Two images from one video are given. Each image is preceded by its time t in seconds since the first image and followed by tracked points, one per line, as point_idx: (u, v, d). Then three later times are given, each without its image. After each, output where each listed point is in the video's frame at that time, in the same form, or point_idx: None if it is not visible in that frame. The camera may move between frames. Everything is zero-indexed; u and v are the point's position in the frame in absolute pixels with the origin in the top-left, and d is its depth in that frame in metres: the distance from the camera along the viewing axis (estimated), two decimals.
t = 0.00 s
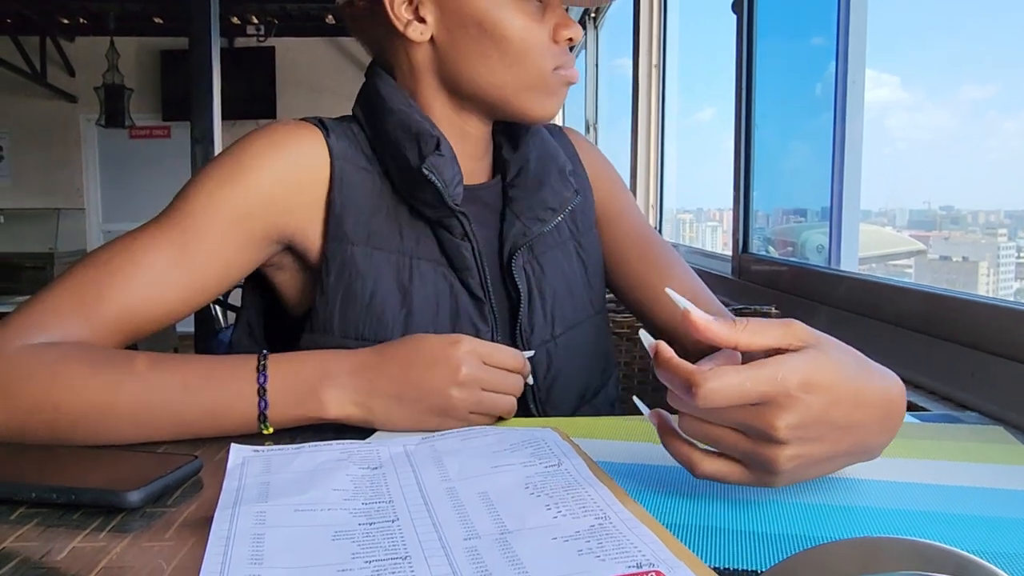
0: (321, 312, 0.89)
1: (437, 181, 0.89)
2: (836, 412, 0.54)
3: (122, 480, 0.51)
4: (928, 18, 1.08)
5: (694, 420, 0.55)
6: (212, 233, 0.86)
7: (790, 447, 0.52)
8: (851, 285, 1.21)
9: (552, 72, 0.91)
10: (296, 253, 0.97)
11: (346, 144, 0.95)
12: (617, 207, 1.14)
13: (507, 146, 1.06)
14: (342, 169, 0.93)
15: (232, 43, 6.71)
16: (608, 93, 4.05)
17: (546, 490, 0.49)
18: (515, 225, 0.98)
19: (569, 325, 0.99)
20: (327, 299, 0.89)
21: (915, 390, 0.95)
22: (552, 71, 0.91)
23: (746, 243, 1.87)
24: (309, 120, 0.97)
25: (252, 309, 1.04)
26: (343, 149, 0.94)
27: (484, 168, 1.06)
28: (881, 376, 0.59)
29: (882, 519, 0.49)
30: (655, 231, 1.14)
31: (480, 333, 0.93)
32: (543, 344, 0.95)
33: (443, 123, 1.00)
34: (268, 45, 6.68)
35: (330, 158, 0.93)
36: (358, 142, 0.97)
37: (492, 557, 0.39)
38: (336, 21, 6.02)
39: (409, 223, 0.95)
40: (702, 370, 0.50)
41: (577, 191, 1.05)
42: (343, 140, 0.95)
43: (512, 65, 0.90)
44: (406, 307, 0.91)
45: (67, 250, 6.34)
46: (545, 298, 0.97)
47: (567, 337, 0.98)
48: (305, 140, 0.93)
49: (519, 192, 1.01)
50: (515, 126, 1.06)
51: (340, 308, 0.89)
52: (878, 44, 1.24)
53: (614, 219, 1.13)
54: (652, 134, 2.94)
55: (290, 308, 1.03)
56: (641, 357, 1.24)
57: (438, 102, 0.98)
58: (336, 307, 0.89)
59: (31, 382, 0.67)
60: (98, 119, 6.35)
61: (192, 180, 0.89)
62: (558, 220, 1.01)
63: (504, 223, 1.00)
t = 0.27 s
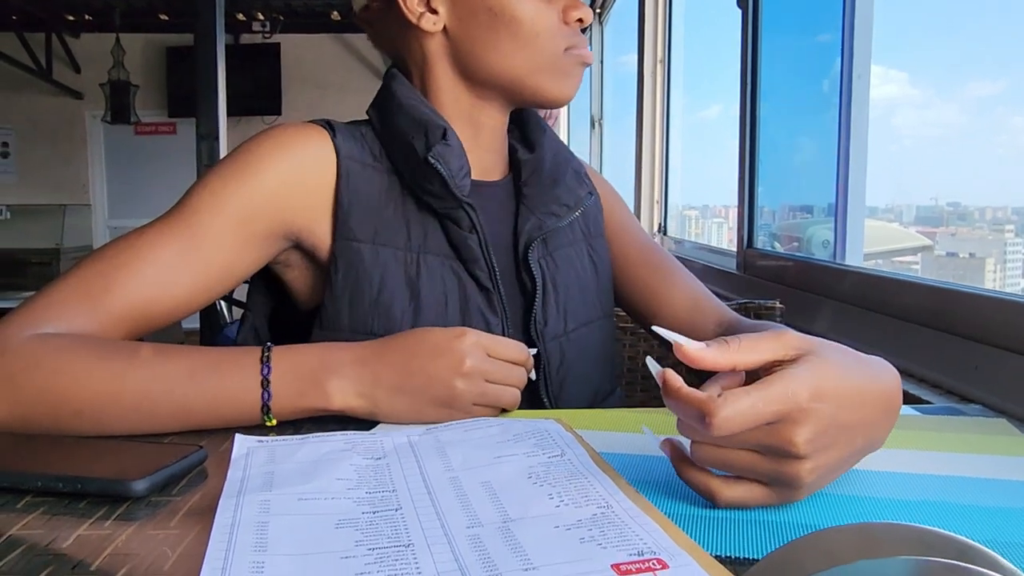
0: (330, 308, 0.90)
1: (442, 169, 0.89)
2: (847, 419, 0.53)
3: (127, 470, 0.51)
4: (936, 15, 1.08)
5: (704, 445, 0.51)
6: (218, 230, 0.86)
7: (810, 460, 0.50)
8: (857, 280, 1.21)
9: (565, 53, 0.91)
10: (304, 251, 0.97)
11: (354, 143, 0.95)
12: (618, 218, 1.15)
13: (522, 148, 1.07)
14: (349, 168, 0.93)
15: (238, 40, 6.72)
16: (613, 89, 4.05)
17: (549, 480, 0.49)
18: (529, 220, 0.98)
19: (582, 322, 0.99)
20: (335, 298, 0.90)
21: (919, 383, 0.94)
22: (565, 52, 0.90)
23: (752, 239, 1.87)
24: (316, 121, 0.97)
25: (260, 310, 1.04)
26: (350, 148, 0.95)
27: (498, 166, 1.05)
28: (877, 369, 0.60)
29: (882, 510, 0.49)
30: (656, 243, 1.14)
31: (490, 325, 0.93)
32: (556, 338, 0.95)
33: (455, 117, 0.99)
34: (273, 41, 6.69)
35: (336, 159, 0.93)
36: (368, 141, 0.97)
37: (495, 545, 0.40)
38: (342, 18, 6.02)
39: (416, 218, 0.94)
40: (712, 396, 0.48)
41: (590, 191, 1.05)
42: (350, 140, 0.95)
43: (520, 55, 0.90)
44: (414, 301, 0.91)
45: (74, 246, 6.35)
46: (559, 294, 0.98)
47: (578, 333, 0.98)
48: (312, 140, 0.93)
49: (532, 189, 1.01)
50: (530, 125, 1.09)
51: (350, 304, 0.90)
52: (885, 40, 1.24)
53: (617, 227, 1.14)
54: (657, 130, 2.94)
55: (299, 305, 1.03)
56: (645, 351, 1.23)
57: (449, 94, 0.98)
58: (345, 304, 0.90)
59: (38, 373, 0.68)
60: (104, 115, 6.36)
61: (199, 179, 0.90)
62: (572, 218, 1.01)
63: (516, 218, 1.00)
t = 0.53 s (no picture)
0: (332, 310, 0.90)
1: (447, 173, 0.89)
2: (871, 427, 0.52)
3: (128, 466, 0.51)
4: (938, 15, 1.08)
5: (728, 455, 0.49)
6: (220, 229, 0.86)
7: (832, 473, 0.48)
8: (860, 280, 1.20)
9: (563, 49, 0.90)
10: (307, 251, 0.97)
11: (357, 144, 0.95)
12: (626, 215, 1.14)
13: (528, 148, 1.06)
14: (352, 170, 0.93)
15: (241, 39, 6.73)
16: (616, 89, 4.05)
17: (551, 478, 0.49)
18: (534, 220, 0.98)
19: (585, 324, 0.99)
20: (337, 298, 0.90)
21: (925, 383, 0.94)
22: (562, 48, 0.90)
23: (755, 239, 1.87)
24: (320, 121, 0.97)
25: (264, 309, 1.04)
26: (353, 148, 0.94)
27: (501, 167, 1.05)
28: (888, 370, 0.59)
29: (888, 510, 0.49)
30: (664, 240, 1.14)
31: (490, 327, 0.92)
32: (558, 340, 0.95)
33: (459, 117, 0.99)
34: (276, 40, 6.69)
35: (337, 158, 0.93)
36: (371, 142, 0.97)
37: (497, 543, 0.39)
38: (345, 17, 6.02)
39: (419, 218, 0.94)
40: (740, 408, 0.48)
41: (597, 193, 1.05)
42: (353, 141, 0.95)
43: (519, 52, 0.90)
44: (416, 302, 0.91)
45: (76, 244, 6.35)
46: (562, 296, 0.97)
47: (580, 334, 0.98)
48: (314, 141, 0.93)
49: (538, 190, 1.00)
50: (537, 126, 1.08)
51: (351, 306, 0.90)
52: (888, 40, 1.24)
53: (624, 225, 1.13)
54: (660, 130, 2.94)
55: (302, 304, 1.03)
56: (649, 350, 1.23)
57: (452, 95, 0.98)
58: (347, 305, 0.90)
59: (39, 369, 0.68)
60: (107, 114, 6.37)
61: (202, 179, 0.89)
62: (576, 219, 1.01)
63: (521, 218, 1.00)
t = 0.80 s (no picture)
0: (326, 310, 0.90)
1: (437, 172, 0.89)
2: (876, 437, 0.52)
3: (127, 464, 0.51)
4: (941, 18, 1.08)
5: (732, 464, 0.48)
6: (217, 226, 0.86)
7: (837, 481, 0.48)
8: (861, 281, 1.20)
9: (548, 46, 0.87)
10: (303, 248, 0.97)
11: (353, 142, 0.95)
12: (627, 216, 1.14)
13: (528, 149, 1.06)
14: (346, 168, 0.93)
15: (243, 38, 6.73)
16: (618, 90, 4.05)
17: (550, 477, 0.49)
18: (533, 221, 0.98)
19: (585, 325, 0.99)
20: (331, 298, 0.90)
21: (924, 385, 0.94)
22: (548, 45, 0.87)
23: (756, 240, 1.87)
24: (318, 119, 0.97)
25: (263, 306, 1.04)
26: (349, 147, 0.94)
27: (500, 166, 1.05)
28: (890, 376, 0.59)
29: (887, 512, 0.49)
30: (665, 241, 1.14)
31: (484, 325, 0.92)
32: (557, 341, 0.95)
33: (457, 120, 1.00)
34: (279, 40, 6.69)
35: (332, 156, 0.93)
36: (368, 141, 0.97)
37: (495, 541, 0.39)
38: (347, 16, 6.02)
39: (415, 216, 0.94)
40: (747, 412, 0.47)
41: (597, 194, 1.04)
42: (349, 139, 0.95)
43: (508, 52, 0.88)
44: (409, 301, 0.91)
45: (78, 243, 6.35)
46: (561, 296, 0.97)
47: (580, 336, 0.98)
48: (311, 140, 0.93)
49: (538, 190, 1.00)
50: (538, 127, 1.09)
51: (345, 303, 0.90)
52: (890, 43, 1.23)
53: (626, 226, 1.13)
54: (662, 130, 2.94)
55: (300, 302, 1.03)
56: (648, 351, 1.23)
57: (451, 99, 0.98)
58: (341, 304, 0.90)
59: (38, 365, 0.68)
60: (108, 112, 6.37)
61: (198, 176, 0.89)
62: (575, 220, 1.00)
63: (520, 219, 1.00)
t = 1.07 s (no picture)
0: (318, 306, 0.90)
1: (432, 170, 0.88)
2: (909, 447, 0.53)
3: (124, 464, 0.51)
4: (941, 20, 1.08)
5: (770, 480, 0.48)
6: (213, 223, 0.85)
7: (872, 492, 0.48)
8: (860, 284, 1.20)
9: (536, 45, 0.86)
10: (298, 245, 0.97)
11: (350, 138, 0.95)
12: (625, 218, 1.14)
13: (526, 149, 1.06)
14: (342, 163, 0.93)
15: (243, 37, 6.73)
16: (617, 90, 4.05)
17: (548, 479, 0.49)
18: (530, 223, 0.98)
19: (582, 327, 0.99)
20: (324, 294, 0.90)
21: (923, 388, 0.94)
22: (536, 45, 0.86)
23: (755, 241, 1.87)
24: (315, 114, 0.97)
25: (257, 303, 1.04)
26: (345, 144, 0.94)
27: (498, 166, 1.05)
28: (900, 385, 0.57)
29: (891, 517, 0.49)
30: (665, 244, 1.14)
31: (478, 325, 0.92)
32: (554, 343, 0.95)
33: (454, 119, 0.99)
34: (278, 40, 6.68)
35: (328, 151, 0.93)
36: (364, 136, 0.97)
37: (494, 544, 0.39)
38: (347, 16, 6.01)
39: (411, 215, 0.94)
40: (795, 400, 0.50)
41: (595, 195, 1.04)
42: (346, 134, 0.95)
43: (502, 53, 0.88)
44: (402, 298, 0.91)
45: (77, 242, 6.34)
46: (558, 298, 0.97)
47: (578, 339, 0.98)
48: (308, 136, 0.93)
49: (535, 191, 1.00)
50: (536, 128, 1.08)
51: (337, 299, 0.90)
52: (890, 46, 1.23)
53: (624, 229, 1.13)
54: (662, 131, 2.94)
55: (293, 300, 1.03)
56: (647, 353, 1.23)
57: (446, 99, 0.98)
58: (333, 301, 0.90)
59: (35, 364, 0.68)
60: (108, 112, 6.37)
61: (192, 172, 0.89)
62: (574, 221, 1.01)
63: (518, 220, 1.00)
